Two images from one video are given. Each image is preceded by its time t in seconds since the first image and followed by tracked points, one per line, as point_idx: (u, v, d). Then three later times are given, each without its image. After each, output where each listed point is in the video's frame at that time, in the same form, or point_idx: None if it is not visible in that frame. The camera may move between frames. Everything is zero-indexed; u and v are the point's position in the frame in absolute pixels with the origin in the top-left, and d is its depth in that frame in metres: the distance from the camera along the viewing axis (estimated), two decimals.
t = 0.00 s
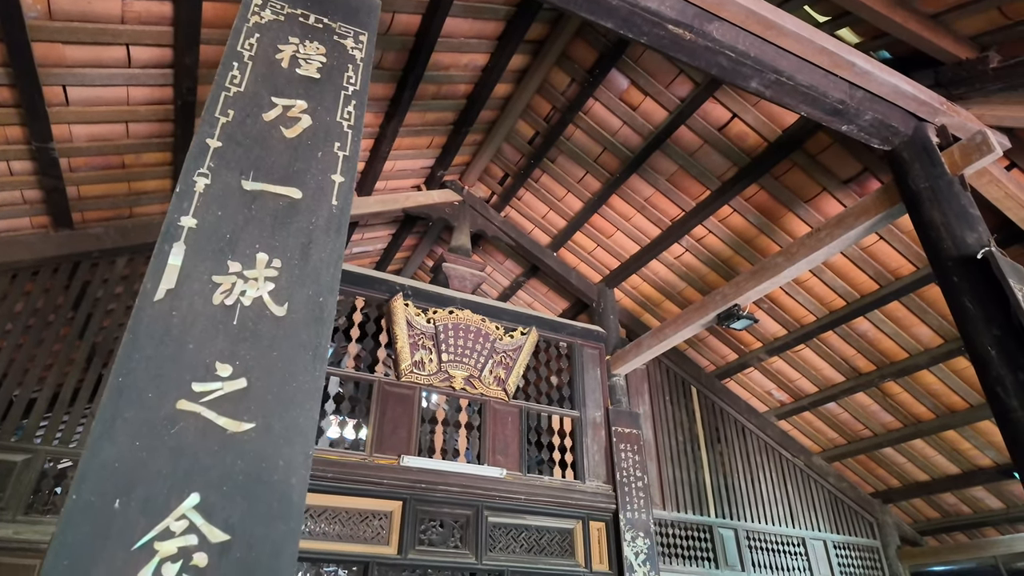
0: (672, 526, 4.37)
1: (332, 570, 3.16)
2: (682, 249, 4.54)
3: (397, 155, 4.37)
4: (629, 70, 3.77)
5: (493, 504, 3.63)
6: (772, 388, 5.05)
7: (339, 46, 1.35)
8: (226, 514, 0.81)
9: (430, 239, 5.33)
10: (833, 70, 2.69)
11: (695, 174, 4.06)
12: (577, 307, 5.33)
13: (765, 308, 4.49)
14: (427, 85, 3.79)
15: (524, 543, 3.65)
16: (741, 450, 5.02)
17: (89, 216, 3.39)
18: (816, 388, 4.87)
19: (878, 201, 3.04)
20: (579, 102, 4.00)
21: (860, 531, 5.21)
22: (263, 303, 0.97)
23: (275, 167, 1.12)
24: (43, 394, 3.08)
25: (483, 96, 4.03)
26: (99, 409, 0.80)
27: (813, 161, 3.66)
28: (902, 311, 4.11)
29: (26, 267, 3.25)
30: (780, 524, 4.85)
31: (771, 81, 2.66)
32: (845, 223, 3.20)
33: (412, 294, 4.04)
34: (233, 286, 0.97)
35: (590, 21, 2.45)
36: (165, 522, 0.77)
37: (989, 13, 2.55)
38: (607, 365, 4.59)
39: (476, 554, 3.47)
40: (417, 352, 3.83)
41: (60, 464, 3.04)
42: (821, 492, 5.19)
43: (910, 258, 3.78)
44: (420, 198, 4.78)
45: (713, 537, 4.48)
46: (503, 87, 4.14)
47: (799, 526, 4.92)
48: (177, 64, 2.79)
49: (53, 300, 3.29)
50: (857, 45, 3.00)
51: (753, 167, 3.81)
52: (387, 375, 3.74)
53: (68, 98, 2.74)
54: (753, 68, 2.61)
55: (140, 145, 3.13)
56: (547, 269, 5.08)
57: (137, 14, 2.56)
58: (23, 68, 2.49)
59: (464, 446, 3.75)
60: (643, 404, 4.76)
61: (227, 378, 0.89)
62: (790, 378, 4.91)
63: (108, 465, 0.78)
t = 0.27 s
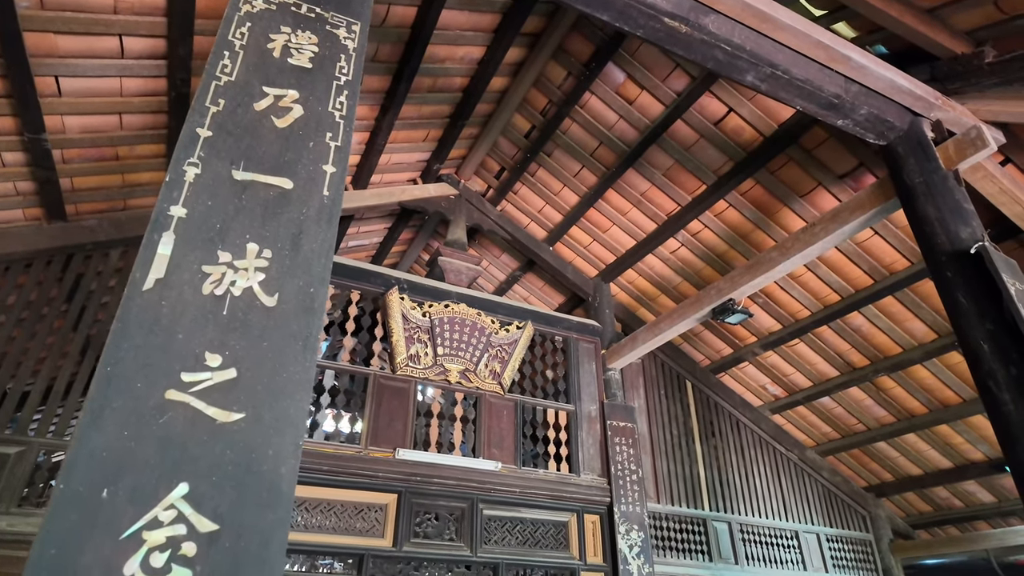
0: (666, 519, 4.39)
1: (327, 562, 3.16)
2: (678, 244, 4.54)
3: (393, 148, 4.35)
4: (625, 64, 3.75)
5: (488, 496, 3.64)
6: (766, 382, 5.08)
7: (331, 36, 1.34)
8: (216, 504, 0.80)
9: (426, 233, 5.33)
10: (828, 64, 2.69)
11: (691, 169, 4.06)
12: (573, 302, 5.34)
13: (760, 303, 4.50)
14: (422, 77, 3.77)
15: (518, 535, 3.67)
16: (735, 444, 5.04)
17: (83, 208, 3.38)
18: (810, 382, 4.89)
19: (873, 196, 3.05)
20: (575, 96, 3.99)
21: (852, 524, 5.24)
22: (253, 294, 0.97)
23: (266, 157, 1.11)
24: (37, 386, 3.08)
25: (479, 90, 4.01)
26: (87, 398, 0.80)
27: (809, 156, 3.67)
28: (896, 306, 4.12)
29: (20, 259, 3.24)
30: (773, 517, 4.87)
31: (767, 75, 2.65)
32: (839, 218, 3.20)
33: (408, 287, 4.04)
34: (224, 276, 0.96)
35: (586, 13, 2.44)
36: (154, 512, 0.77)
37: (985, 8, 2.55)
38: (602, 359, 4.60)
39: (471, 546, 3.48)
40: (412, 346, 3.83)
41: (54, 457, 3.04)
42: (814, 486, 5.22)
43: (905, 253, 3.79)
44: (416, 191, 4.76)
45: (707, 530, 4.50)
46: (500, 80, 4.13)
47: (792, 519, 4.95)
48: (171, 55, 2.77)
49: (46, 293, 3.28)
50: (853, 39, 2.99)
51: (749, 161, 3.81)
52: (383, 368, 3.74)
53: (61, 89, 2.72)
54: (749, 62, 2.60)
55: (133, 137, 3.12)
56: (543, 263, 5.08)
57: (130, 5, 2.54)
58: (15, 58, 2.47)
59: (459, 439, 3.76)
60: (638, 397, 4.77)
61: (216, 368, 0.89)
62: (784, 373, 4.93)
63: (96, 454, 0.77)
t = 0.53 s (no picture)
0: (662, 511, 4.40)
1: (324, 555, 3.17)
2: (675, 237, 4.54)
3: (390, 140, 4.33)
4: (623, 56, 3.74)
5: (484, 489, 3.65)
6: (762, 375, 5.09)
7: (324, 25, 1.34)
8: (207, 493, 0.80)
9: (423, 226, 5.32)
10: (825, 57, 2.68)
11: (688, 162, 4.06)
12: (570, 295, 5.34)
13: (756, 296, 4.51)
14: (419, 69, 3.76)
15: (514, 527, 3.67)
16: (731, 438, 5.06)
17: (77, 200, 3.37)
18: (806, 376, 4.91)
19: (870, 189, 3.04)
20: (572, 88, 3.97)
21: (848, 517, 5.25)
22: (245, 283, 0.96)
23: (258, 146, 1.11)
24: (32, 378, 3.07)
25: (476, 82, 4.00)
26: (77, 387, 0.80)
27: (806, 150, 3.66)
28: (892, 300, 4.13)
29: (14, 251, 3.23)
30: (769, 510, 4.89)
31: (764, 68, 2.65)
32: (836, 212, 3.20)
33: (405, 280, 4.03)
34: (215, 265, 0.96)
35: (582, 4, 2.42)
36: (144, 500, 0.77)
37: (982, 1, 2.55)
38: (599, 352, 4.61)
39: (467, 539, 3.48)
40: (409, 339, 3.83)
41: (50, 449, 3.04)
42: (810, 479, 5.24)
43: (901, 247, 3.80)
44: (413, 184, 4.74)
45: (702, 523, 4.51)
46: (497, 73, 4.11)
47: (788, 512, 4.96)
48: (165, 45, 2.75)
49: (41, 285, 3.27)
50: (850, 32, 2.99)
51: (746, 155, 3.81)
52: (379, 361, 3.74)
53: (54, 79, 2.70)
54: (746, 54, 2.60)
55: (128, 128, 3.10)
56: (540, 257, 5.07)
57: None
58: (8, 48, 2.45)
59: (456, 432, 3.76)
60: (635, 390, 4.78)
61: (207, 357, 0.89)
62: (780, 366, 4.95)
63: (86, 442, 0.77)
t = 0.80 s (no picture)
0: (659, 501, 4.42)
1: (321, 544, 3.17)
2: (673, 228, 4.53)
3: (387, 130, 4.31)
4: (621, 45, 3.72)
5: (481, 478, 3.66)
6: (759, 366, 5.11)
7: (317, 10, 1.33)
8: (196, 475, 0.80)
9: (421, 217, 5.30)
10: (823, 45, 2.67)
11: (687, 152, 4.04)
12: (568, 286, 5.33)
13: (753, 287, 4.51)
14: (416, 58, 3.73)
15: (512, 517, 3.69)
16: (728, 428, 5.07)
17: (72, 189, 3.35)
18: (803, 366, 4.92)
19: (867, 179, 3.04)
20: (571, 77, 3.95)
21: (844, 507, 5.27)
22: (235, 268, 0.96)
23: (249, 130, 1.10)
24: (29, 368, 3.07)
25: (474, 71, 3.97)
26: (66, 369, 0.79)
27: (804, 140, 3.65)
28: (890, 291, 4.14)
29: (9, 240, 3.21)
30: (765, 500, 4.90)
31: (762, 56, 2.63)
32: (833, 202, 3.20)
33: (402, 271, 4.03)
34: (205, 250, 0.95)
35: None
36: (133, 483, 0.77)
37: None
38: (597, 343, 4.61)
39: (464, 528, 3.50)
40: (406, 330, 3.83)
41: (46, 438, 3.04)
42: (806, 469, 5.26)
43: (898, 237, 3.79)
44: (410, 174, 4.71)
45: (699, 512, 4.53)
46: (495, 61, 4.08)
47: (784, 502, 4.98)
48: (159, 33, 2.73)
49: (36, 275, 3.26)
50: (849, 21, 2.97)
51: (744, 145, 3.79)
52: (377, 351, 3.74)
53: (47, 66, 2.68)
54: (744, 42, 2.58)
55: (123, 117, 3.08)
56: (538, 247, 5.07)
57: None
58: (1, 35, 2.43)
59: (454, 422, 3.77)
60: (632, 381, 4.79)
61: (197, 341, 0.88)
62: (777, 357, 4.96)
63: (75, 425, 0.77)
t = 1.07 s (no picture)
0: (656, 489, 4.43)
1: (319, 531, 3.18)
2: (671, 218, 4.52)
3: (384, 118, 4.29)
4: (620, 32, 3.69)
5: (479, 467, 3.67)
6: (757, 355, 5.12)
7: None
8: (185, 458, 0.80)
9: (419, 206, 5.29)
10: (822, 32, 2.66)
11: (685, 141, 4.02)
12: (566, 276, 5.33)
13: (751, 276, 4.51)
14: (413, 45, 3.70)
15: (509, 504, 3.70)
16: (725, 417, 5.08)
17: (68, 177, 3.33)
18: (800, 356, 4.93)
19: (865, 167, 3.03)
20: (568, 65, 3.93)
21: (840, 496, 5.29)
22: (224, 251, 0.95)
23: (239, 113, 1.09)
24: (25, 356, 3.06)
25: (471, 58, 3.94)
26: (53, 352, 0.79)
27: (803, 128, 3.64)
28: (888, 280, 4.13)
29: (4, 229, 3.20)
30: (762, 488, 4.92)
31: (760, 43, 2.62)
32: (831, 190, 3.19)
33: (399, 260, 4.02)
34: (194, 233, 0.95)
35: None
36: (122, 465, 0.77)
37: None
38: (595, 332, 4.61)
39: (462, 515, 3.51)
40: (404, 318, 3.82)
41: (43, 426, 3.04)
42: (803, 458, 5.27)
43: (897, 226, 3.79)
44: (408, 162, 4.68)
45: (696, 501, 4.54)
46: (492, 49, 4.06)
47: (781, 491, 5.00)
48: (153, 19, 2.71)
49: (32, 264, 3.24)
50: (849, 7, 2.95)
51: (743, 133, 3.77)
52: (374, 340, 3.74)
53: (40, 53, 2.65)
54: (742, 28, 2.56)
55: (118, 104, 3.05)
56: (536, 237, 5.06)
57: None
58: None
59: (451, 411, 3.78)
60: (629, 370, 4.79)
61: (186, 324, 0.88)
62: (775, 347, 4.97)
63: (62, 408, 0.77)
